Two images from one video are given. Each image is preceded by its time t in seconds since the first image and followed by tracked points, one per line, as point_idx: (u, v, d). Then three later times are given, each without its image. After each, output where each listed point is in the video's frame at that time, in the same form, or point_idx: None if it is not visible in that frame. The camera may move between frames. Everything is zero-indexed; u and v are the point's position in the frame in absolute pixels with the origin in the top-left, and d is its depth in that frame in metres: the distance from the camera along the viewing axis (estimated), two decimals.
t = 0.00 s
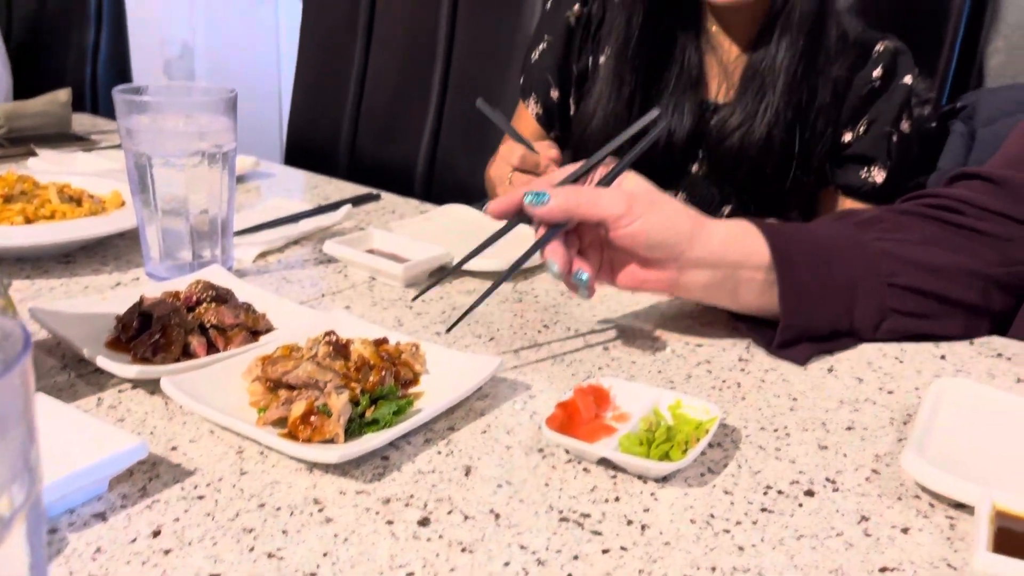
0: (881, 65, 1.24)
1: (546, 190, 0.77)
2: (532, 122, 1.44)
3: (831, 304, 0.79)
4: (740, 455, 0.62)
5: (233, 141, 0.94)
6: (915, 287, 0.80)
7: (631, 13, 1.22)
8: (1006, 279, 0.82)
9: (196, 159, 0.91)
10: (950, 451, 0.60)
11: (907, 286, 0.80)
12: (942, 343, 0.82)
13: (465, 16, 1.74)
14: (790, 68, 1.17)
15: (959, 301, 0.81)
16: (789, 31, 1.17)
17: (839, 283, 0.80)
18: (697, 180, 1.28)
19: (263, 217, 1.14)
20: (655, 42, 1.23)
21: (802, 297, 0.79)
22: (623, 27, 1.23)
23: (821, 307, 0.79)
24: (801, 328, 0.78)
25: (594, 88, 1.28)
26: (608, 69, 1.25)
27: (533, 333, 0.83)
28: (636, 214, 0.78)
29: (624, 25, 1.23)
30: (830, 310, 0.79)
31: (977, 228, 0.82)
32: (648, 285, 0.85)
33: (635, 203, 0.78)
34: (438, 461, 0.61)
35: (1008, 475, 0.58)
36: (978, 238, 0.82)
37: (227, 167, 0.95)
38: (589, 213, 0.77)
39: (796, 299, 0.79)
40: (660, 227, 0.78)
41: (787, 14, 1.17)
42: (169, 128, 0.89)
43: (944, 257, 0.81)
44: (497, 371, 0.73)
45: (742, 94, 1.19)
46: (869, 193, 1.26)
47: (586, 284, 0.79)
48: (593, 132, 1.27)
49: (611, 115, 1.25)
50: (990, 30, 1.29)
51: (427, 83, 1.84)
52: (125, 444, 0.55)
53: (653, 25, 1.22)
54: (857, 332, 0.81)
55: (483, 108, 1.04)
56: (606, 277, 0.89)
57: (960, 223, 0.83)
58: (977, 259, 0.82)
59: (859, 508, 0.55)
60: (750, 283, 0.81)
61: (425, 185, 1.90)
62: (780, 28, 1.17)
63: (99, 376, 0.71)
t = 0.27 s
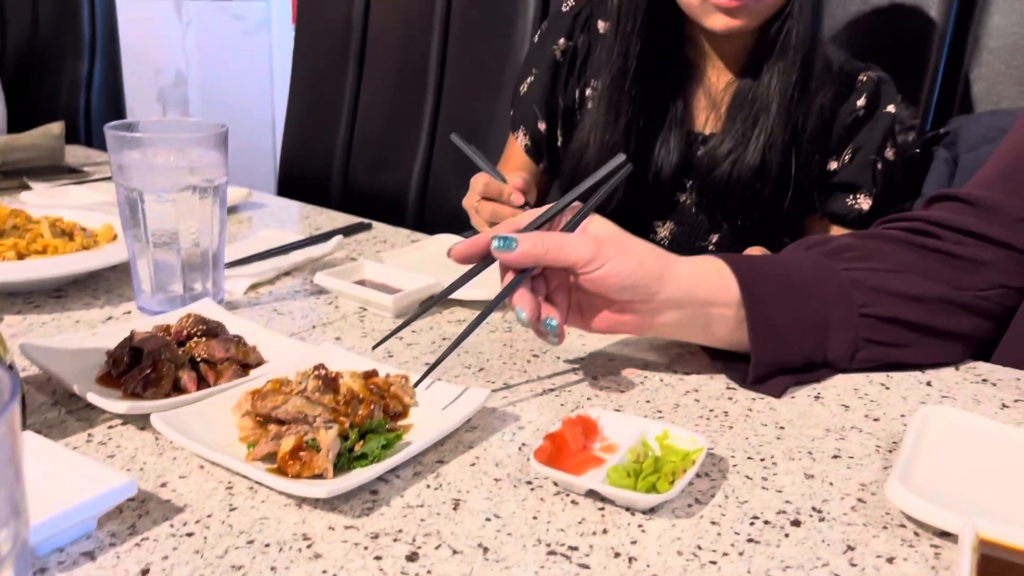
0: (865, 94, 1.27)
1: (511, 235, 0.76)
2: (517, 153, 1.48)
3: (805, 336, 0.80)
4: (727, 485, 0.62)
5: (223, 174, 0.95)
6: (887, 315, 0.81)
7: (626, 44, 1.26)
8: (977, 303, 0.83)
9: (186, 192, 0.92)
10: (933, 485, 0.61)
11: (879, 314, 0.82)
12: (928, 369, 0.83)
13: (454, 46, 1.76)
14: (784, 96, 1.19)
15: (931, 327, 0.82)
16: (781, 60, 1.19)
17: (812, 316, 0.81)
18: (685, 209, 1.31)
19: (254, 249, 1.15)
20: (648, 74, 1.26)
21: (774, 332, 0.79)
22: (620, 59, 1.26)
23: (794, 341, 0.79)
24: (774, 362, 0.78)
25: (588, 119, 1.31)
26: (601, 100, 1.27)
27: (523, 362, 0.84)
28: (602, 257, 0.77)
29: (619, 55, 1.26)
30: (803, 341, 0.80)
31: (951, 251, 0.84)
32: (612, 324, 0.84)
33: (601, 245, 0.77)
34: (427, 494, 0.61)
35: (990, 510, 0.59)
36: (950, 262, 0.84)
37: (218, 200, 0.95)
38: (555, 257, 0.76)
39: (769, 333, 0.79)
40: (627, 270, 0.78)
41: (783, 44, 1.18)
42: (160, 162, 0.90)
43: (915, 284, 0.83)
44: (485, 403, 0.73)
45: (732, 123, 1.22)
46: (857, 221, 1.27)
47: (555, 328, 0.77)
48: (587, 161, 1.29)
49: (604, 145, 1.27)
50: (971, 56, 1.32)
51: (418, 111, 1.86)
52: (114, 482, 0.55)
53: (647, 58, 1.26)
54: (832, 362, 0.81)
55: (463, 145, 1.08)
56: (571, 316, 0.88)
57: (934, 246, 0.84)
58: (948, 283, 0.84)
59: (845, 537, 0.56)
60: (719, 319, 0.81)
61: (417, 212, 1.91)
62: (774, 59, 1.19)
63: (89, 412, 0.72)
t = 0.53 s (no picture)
0: (854, 120, 1.28)
1: (504, 279, 0.73)
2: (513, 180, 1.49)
3: (783, 366, 0.80)
4: (717, 510, 0.62)
5: (217, 205, 0.96)
6: (866, 342, 0.82)
7: (624, 76, 1.27)
8: (955, 326, 0.84)
9: (182, 223, 0.93)
10: (921, 509, 0.62)
11: (858, 341, 0.82)
12: (916, 393, 0.83)
13: (448, 72, 1.79)
14: (783, 126, 1.20)
15: (910, 352, 0.82)
16: (778, 90, 1.20)
17: (789, 345, 0.81)
18: (677, 234, 1.32)
19: (249, 276, 1.15)
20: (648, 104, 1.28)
21: (753, 364, 0.79)
22: (621, 89, 1.27)
23: (771, 371, 0.80)
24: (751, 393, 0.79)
25: (587, 145, 1.32)
26: (600, 129, 1.29)
27: (515, 388, 0.84)
28: (590, 306, 0.77)
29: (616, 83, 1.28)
30: (782, 370, 0.80)
31: (928, 274, 0.85)
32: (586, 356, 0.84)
33: (591, 294, 0.77)
34: (420, 523, 0.61)
35: (977, 534, 0.59)
36: (928, 286, 0.85)
37: (212, 230, 0.96)
38: (544, 304, 0.75)
39: (747, 364, 0.79)
40: (614, 317, 0.78)
41: (779, 73, 1.19)
42: (154, 194, 0.91)
43: (893, 309, 0.83)
44: (478, 430, 0.74)
45: (727, 151, 1.23)
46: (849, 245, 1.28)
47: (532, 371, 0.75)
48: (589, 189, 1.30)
49: (601, 172, 1.28)
50: (957, 80, 1.34)
51: (412, 136, 1.88)
52: (107, 514, 0.55)
53: (649, 87, 1.27)
54: (809, 389, 0.82)
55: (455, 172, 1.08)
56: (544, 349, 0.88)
57: (911, 270, 0.86)
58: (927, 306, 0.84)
59: (834, 562, 0.56)
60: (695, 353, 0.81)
61: (412, 236, 1.92)
62: (770, 88, 1.20)
63: (83, 443, 0.72)
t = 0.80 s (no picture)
0: (845, 141, 1.30)
1: (494, 323, 0.72)
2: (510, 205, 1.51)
3: (770, 392, 0.80)
4: (713, 532, 0.63)
5: (216, 232, 0.97)
6: (852, 366, 0.82)
7: (613, 102, 1.29)
8: (939, 348, 0.85)
9: (182, 249, 0.93)
10: (915, 529, 0.63)
11: (844, 366, 0.82)
12: (910, 412, 0.84)
13: (443, 96, 1.81)
14: (773, 148, 1.21)
15: (895, 375, 0.83)
16: (767, 114, 1.21)
17: (775, 372, 0.81)
18: (671, 256, 1.34)
19: (248, 300, 1.16)
20: (637, 129, 1.30)
21: (740, 391, 0.79)
22: (609, 114, 1.29)
23: (758, 397, 0.80)
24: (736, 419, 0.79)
25: (580, 170, 1.34)
26: (591, 154, 1.31)
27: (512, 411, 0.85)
28: (579, 348, 0.76)
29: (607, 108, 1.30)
30: (770, 396, 0.80)
31: (912, 297, 0.86)
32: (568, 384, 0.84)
33: (580, 337, 0.76)
34: (418, 547, 0.62)
35: (970, 553, 0.60)
36: (911, 308, 0.86)
37: (211, 255, 0.97)
38: (532, 346, 0.73)
39: (734, 391, 0.79)
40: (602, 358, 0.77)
41: (768, 97, 1.21)
42: (153, 222, 0.91)
43: (878, 333, 0.84)
44: (475, 453, 0.74)
45: (720, 174, 1.25)
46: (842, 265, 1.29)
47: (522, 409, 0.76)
48: (581, 214, 1.32)
49: (596, 195, 1.29)
50: (946, 102, 1.36)
51: (408, 159, 1.89)
52: (108, 542, 0.56)
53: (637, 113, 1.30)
54: (793, 412, 0.82)
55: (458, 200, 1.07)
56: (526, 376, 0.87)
57: (895, 292, 0.87)
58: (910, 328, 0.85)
59: None
60: (682, 380, 0.81)
61: (408, 259, 1.94)
62: (759, 112, 1.22)
63: (83, 470, 0.72)
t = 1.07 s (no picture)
0: (836, 161, 1.32)
1: (469, 344, 0.73)
2: (507, 224, 1.53)
3: (755, 417, 0.80)
4: (708, 551, 0.64)
5: (216, 254, 0.98)
6: (835, 392, 0.83)
7: (603, 125, 1.32)
8: (922, 370, 0.86)
9: (182, 272, 0.95)
10: (907, 547, 0.64)
11: (826, 392, 0.83)
12: (903, 431, 0.86)
13: (440, 116, 1.82)
14: (759, 175, 1.23)
15: (878, 400, 0.84)
16: (755, 140, 1.23)
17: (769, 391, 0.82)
18: (665, 275, 1.35)
19: (247, 322, 1.17)
20: (629, 151, 1.33)
21: (726, 417, 0.79)
22: (598, 137, 1.32)
23: (743, 423, 0.80)
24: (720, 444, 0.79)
25: (574, 191, 1.36)
26: (585, 176, 1.33)
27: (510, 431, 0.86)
28: (556, 373, 0.76)
29: (596, 135, 1.32)
30: (755, 420, 0.81)
31: (895, 319, 0.87)
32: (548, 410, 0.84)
33: (558, 361, 0.76)
34: (416, 569, 0.62)
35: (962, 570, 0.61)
36: (894, 331, 0.87)
37: (211, 278, 0.98)
38: (507, 368, 0.74)
39: (719, 416, 0.79)
40: (581, 384, 0.77)
41: (752, 125, 1.23)
42: (154, 245, 0.92)
43: (860, 357, 0.85)
44: (473, 474, 0.75)
45: (711, 199, 1.27)
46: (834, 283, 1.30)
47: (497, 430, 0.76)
48: (576, 234, 1.33)
49: (586, 218, 1.32)
50: (936, 120, 1.38)
51: (405, 179, 1.91)
52: (110, 565, 0.56)
53: (624, 138, 1.32)
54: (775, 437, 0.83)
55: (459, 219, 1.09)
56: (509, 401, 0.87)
57: (878, 315, 0.87)
58: (892, 351, 0.86)
59: None
60: (666, 405, 0.80)
61: (407, 278, 1.95)
62: (746, 139, 1.24)
63: (85, 493, 0.73)
